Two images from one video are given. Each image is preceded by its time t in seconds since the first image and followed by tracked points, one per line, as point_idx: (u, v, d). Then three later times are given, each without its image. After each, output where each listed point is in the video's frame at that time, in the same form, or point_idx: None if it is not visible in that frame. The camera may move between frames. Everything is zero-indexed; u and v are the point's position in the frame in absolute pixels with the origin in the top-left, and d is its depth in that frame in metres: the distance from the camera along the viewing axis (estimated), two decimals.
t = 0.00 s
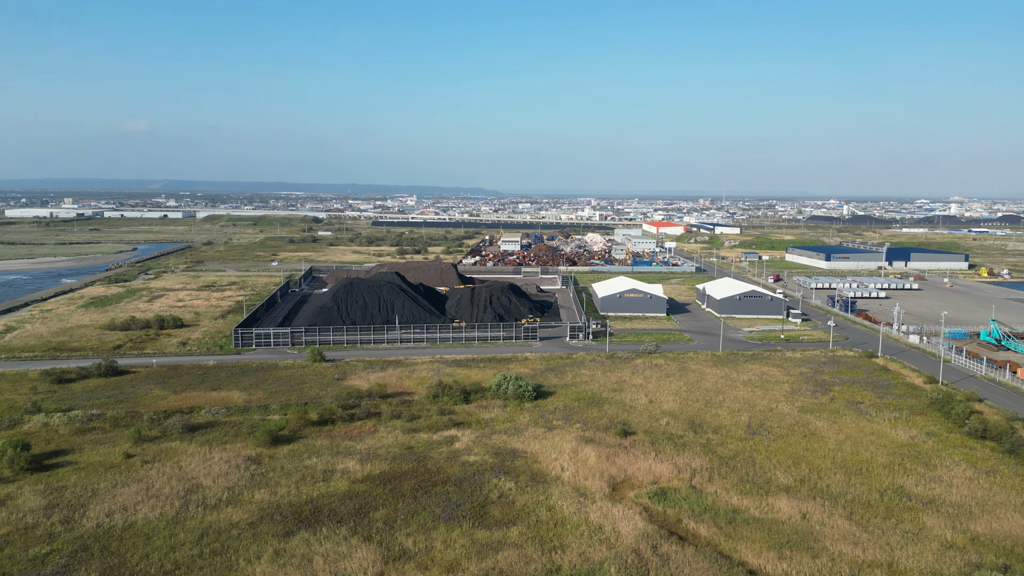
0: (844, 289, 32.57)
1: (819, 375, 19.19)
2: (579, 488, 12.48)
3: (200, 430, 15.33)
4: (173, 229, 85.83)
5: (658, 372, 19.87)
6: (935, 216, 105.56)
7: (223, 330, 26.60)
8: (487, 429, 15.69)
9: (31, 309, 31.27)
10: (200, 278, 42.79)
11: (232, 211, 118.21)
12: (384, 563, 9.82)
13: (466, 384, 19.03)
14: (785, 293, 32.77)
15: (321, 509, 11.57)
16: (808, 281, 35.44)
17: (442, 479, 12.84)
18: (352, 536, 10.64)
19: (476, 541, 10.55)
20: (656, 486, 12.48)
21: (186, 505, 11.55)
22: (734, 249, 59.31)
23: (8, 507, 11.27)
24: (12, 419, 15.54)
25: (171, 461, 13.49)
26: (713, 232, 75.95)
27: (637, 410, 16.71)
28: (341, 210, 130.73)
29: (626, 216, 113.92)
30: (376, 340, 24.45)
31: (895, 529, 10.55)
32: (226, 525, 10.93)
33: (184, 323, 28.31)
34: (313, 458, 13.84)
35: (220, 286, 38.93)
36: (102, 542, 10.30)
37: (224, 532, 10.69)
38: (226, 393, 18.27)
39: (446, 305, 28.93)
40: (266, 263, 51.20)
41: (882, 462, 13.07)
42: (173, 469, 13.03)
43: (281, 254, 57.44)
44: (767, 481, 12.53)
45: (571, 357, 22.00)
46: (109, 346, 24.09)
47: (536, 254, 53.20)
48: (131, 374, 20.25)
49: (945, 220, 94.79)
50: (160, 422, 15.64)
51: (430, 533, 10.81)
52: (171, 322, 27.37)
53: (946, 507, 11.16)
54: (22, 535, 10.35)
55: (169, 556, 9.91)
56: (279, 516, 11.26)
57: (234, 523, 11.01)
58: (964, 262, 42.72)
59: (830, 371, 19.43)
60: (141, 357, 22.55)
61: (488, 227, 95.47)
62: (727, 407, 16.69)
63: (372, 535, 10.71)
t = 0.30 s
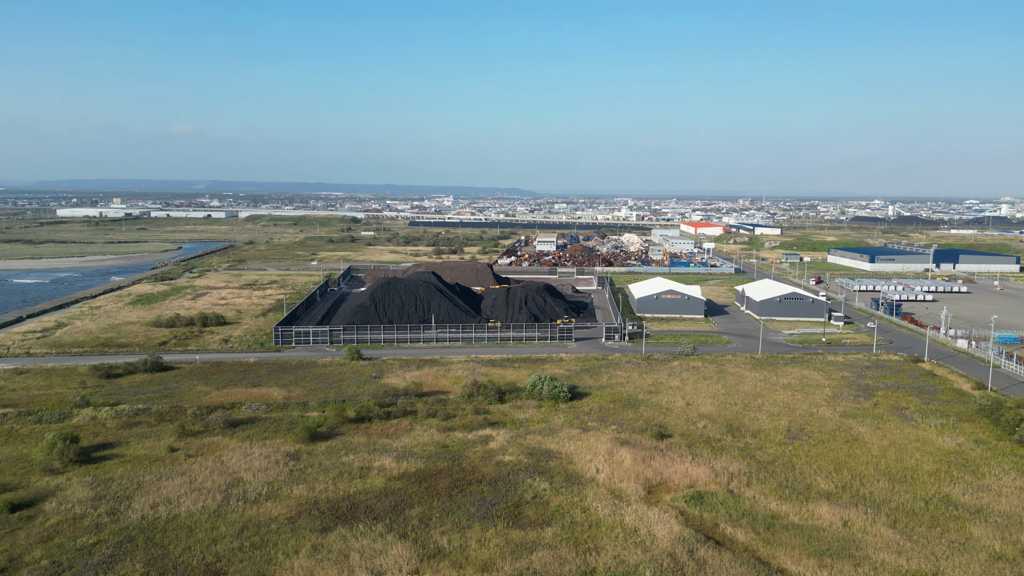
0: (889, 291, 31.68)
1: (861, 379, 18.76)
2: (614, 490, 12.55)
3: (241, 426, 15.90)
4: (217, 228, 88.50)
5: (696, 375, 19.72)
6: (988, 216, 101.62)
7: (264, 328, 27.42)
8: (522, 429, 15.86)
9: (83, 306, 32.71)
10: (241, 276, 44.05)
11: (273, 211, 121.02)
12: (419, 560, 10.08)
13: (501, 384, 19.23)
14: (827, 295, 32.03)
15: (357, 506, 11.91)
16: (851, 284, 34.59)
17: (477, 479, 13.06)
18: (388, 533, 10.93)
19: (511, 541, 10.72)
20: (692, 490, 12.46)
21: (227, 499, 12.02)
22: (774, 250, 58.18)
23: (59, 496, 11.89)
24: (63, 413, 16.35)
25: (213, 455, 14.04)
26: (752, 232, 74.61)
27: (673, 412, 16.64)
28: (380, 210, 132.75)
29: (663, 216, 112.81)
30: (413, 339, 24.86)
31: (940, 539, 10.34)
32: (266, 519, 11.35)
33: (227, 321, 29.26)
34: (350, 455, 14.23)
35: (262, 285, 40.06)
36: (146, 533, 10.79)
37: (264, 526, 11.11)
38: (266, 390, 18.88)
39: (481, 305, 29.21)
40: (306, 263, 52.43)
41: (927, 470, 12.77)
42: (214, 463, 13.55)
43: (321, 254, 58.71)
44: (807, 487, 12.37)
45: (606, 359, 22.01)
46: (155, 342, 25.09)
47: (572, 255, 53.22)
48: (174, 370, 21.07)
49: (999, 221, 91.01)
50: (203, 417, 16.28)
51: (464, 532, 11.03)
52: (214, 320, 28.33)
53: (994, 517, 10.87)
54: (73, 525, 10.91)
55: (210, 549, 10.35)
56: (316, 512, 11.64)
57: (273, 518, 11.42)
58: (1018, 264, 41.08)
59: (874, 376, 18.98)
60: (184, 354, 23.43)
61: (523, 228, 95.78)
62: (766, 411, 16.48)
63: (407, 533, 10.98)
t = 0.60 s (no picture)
0: (938, 294, 30.72)
1: (907, 384, 18.30)
2: (650, 493, 12.60)
3: (281, 422, 16.47)
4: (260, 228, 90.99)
5: (734, 378, 19.53)
6: None
7: (304, 326, 28.20)
8: (557, 430, 16.01)
9: (132, 303, 34.14)
10: (283, 275, 45.30)
11: (314, 211, 124.49)
12: (455, 559, 10.33)
13: (537, 384, 19.40)
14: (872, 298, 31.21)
15: (394, 503, 12.24)
16: (897, 286, 33.64)
17: (512, 479, 13.27)
18: (423, 531, 11.21)
19: (546, 541, 10.89)
20: (730, 494, 12.41)
21: (268, 494, 12.50)
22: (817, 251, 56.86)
23: (106, 488, 12.53)
24: (111, 406, 17.18)
25: (254, 451, 14.60)
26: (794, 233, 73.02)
27: (711, 416, 16.55)
28: (418, 210, 134.47)
29: (701, 216, 111.23)
30: (449, 338, 25.23)
31: (990, 550, 10.10)
32: (304, 515, 11.76)
33: (268, 318, 30.18)
34: (387, 453, 14.61)
35: (303, 284, 41.13)
36: (190, 525, 11.31)
37: (304, 521, 11.53)
38: (305, 387, 19.47)
39: (516, 305, 29.43)
40: (345, 262, 53.56)
41: (976, 478, 12.46)
42: (255, 458, 14.10)
43: (360, 254, 59.86)
44: (850, 493, 12.20)
45: (643, 360, 21.97)
46: (199, 339, 26.07)
47: (608, 256, 53.06)
48: (217, 367, 21.89)
49: None
50: (244, 413, 16.91)
51: (500, 531, 11.25)
52: (255, 318, 29.26)
53: None
54: (119, 516, 11.48)
55: (252, 542, 10.80)
56: (353, 508, 12.02)
57: (312, 513, 11.84)
58: None
59: (920, 381, 18.49)
60: (227, 350, 24.30)
61: (559, 228, 95.76)
62: (807, 415, 16.24)
63: (443, 531, 11.25)
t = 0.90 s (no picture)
0: (988, 297, 29.72)
1: (954, 390, 17.83)
2: (686, 496, 12.64)
3: (319, 419, 17.03)
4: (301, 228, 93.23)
5: (774, 381, 19.31)
6: None
7: (342, 325, 28.92)
8: (593, 431, 16.13)
9: (176, 301, 35.49)
10: (322, 274, 46.44)
11: (352, 211, 126.92)
12: (489, 558, 10.60)
13: (573, 385, 19.54)
14: (919, 301, 30.36)
15: (430, 501, 12.58)
16: (945, 288, 32.64)
17: (546, 479, 13.48)
18: (459, 529, 11.51)
19: (581, 543, 11.06)
20: (769, 499, 12.36)
21: (306, 489, 12.99)
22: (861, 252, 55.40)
23: (151, 481, 13.20)
24: (156, 401, 18.04)
25: (293, 447, 15.16)
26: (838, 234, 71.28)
27: (750, 419, 16.44)
28: (452, 210, 135.66)
29: (741, 216, 109.51)
30: (485, 338, 25.55)
31: None
32: (341, 511, 12.19)
33: (307, 317, 31.03)
34: (423, 451, 14.99)
35: (341, 283, 42.10)
36: (231, 519, 11.85)
37: (341, 517, 11.97)
38: (342, 385, 20.04)
39: (552, 305, 29.58)
40: (382, 262, 54.54)
41: None
42: (294, 454, 14.64)
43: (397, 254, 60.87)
44: (893, 501, 12.03)
45: (680, 362, 21.88)
46: (241, 336, 27.01)
47: (644, 256, 52.79)
48: (258, 364, 22.67)
49: None
50: (283, 409, 17.54)
51: (534, 532, 11.47)
52: (294, 316, 30.16)
53: None
54: (163, 509, 12.09)
55: (291, 536, 11.26)
56: (390, 506, 12.40)
57: (349, 509, 12.26)
58: None
59: (969, 386, 17.99)
60: (267, 348, 25.12)
61: (594, 228, 95.53)
62: (849, 421, 16.00)
63: (477, 530, 11.53)
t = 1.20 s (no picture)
0: None
1: (1005, 397, 17.31)
2: (724, 501, 12.67)
3: (357, 416, 17.59)
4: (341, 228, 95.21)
5: (815, 386, 19.06)
6: None
7: (380, 324, 29.60)
8: (629, 433, 16.24)
9: (220, 299, 36.82)
10: (361, 273, 47.44)
11: (390, 211, 128.94)
12: (525, 557, 10.88)
13: (609, 387, 19.66)
14: (969, 304, 29.42)
15: (464, 500, 12.93)
16: (997, 291, 31.54)
17: (582, 480, 13.68)
18: (494, 528, 11.81)
19: (616, 545, 11.24)
20: (809, 506, 12.31)
21: (343, 486, 13.49)
22: (908, 254, 53.76)
23: (194, 474, 13.91)
24: (199, 397, 18.88)
25: (331, 443, 15.72)
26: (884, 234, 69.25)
27: (790, 424, 16.30)
28: (488, 210, 136.63)
29: (782, 217, 107.25)
30: (521, 338, 25.84)
31: None
32: (379, 508, 12.63)
33: (345, 315, 31.83)
34: (459, 449, 15.36)
35: (380, 282, 42.97)
36: (270, 513, 12.43)
37: (377, 514, 12.42)
38: (379, 383, 20.60)
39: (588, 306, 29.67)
40: (420, 261, 55.40)
41: None
42: (332, 451, 15.20)
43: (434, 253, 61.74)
44: (940, 510, 11.84)
45: (718, 365, 21.76)
46: (283, 334, 27.92)
47: (682, 257, 52.36)
48: (297, 361, 23.43)
49: None
50: (321, 407, 18.18)
51: (569, 532, 11.69)
52: (333, 315, 31.00)
53: None
54: (205, 502, 12.73)
55: (329, 531, 11.75)
56: (426, 503, 12.79)
57: (386, 506, 12.70)
58: None
59: (1021, 394, 17.45)
60: (308, 346, 25.92)
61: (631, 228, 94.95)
62: (893, 427, 15.72)
63: (513, 529, 11.81)
